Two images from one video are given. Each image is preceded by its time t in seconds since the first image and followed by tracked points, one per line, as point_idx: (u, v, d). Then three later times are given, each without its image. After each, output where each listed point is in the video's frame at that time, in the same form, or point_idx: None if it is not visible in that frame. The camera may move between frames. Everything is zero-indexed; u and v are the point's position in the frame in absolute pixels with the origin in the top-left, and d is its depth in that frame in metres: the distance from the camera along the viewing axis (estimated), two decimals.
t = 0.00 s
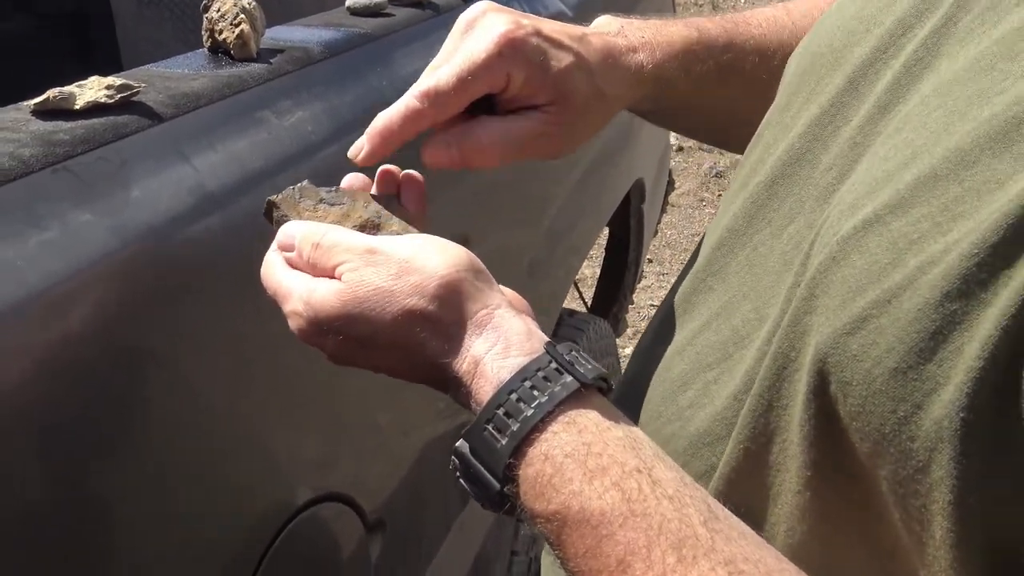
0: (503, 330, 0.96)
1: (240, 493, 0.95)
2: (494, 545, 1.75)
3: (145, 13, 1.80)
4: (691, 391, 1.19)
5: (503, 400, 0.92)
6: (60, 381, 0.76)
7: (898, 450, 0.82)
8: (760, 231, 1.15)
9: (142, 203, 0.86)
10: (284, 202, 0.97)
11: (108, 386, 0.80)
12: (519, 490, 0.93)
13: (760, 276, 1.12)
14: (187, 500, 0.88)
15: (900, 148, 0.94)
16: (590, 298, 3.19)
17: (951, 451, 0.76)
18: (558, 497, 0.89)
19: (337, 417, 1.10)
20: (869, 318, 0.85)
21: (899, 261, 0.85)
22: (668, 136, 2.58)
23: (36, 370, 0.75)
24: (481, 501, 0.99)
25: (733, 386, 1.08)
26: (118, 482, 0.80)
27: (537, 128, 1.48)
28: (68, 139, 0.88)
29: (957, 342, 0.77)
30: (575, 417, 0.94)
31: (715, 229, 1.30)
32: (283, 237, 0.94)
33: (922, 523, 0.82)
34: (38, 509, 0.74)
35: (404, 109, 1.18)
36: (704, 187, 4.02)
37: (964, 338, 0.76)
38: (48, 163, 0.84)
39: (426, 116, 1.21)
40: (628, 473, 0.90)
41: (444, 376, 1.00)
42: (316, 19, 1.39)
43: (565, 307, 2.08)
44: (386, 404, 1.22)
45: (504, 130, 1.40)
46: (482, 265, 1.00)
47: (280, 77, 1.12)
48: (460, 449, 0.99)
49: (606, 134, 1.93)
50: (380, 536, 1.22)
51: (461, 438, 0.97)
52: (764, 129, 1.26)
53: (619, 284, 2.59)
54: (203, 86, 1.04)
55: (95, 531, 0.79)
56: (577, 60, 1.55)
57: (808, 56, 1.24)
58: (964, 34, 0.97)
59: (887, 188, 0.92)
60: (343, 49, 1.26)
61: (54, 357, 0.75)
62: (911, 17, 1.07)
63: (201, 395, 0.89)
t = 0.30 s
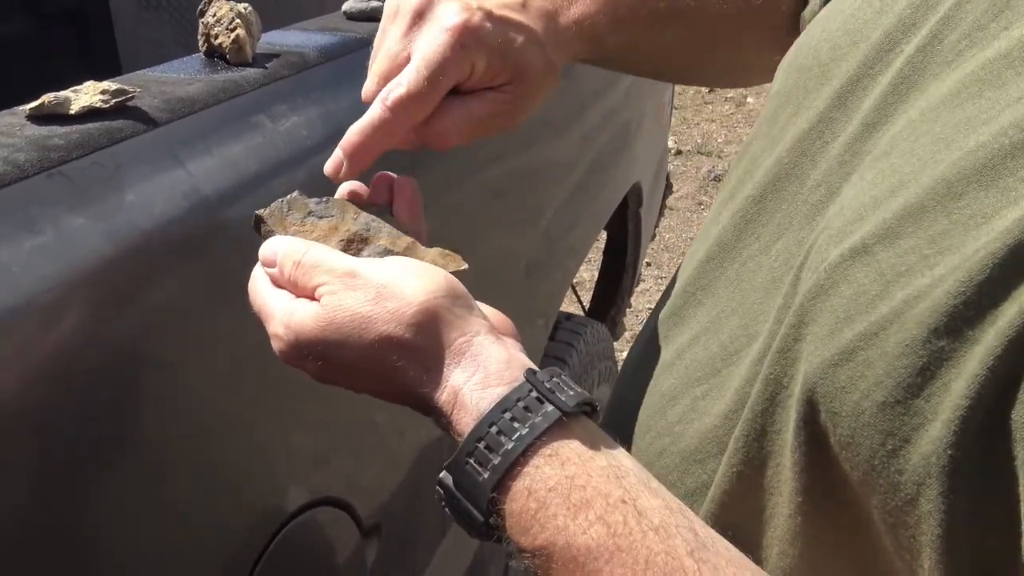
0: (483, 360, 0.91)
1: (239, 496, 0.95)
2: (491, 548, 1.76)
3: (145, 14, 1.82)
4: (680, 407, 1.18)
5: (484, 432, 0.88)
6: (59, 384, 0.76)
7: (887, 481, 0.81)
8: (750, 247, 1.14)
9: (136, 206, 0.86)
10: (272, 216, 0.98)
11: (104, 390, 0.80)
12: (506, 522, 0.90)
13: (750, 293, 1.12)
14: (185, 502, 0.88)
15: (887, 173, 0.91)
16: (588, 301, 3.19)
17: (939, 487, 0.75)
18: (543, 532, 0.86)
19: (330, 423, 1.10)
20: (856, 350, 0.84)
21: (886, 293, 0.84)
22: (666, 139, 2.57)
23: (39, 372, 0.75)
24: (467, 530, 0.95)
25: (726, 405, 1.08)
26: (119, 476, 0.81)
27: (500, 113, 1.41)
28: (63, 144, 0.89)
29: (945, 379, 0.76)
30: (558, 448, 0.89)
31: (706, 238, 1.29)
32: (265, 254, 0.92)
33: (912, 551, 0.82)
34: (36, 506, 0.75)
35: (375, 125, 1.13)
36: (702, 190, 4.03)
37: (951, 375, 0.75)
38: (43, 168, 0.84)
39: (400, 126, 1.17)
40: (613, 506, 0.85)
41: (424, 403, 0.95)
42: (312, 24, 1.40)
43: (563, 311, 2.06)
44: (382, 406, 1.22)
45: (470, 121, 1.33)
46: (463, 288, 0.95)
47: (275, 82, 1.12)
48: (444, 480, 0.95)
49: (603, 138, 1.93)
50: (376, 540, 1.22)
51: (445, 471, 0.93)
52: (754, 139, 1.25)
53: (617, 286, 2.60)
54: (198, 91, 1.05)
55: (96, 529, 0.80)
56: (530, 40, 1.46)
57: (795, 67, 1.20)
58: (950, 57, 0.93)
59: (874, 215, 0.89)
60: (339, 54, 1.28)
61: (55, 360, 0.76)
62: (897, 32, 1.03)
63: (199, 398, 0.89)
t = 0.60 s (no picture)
0: (480, 393, 0.90)
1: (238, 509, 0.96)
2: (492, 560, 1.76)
3: (145, 30, 1.82)
4: (670, 425, 1.18)
5: (484, 465, 0.87)
6: (62, 402, 0.77)
7: (889, 510, 0.81)
8: (737, 266, 1.16)
9: (141, 223, 0.88)
10: (277, 240, 0.98)
11: (107, 403, 0.81)
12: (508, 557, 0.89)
13: (736, 311, 1.12)
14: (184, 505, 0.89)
15: (879, 203, 0.93)
16: (587, 313, 3.20)
17: (938, 516, 0.76)
18: (546, 567, 0.85)
19: (331, 438, 1.10)
20: (854, 381, 0.84)
21: (882, 324, 0.84)
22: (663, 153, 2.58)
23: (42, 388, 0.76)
24: (466, 562, 0.95)
25: (718, 425, 1.09)
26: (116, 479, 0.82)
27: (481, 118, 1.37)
28: (69, 162, 0.90)
29: (943, 411, 0.77)
30: (558, 481, 0.89)
31: (694, 256, 1.30)
32: (267, 277, 0.92)
33: None
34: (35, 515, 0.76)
35: (367, 136, 1.11)
36: (700, 203, 4.04)
37: (949, 408, 0.76)
38: (50, 186, 0.86)
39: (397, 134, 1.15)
40: (615, 538, 0.84)
41: (422, 433, 0.94)
42: (313, 40, 1.41)
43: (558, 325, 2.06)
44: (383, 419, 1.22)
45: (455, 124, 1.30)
46: (463, 319, 0.94)
47: (277, 99, 1.14)
48: (443, 513, 0.94)
49: (600, 152, 1.94)
50: (377, 552, 1.22)
51: (444, 503, 0.93)
52: (740, 156, 1.26)
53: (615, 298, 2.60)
54: (202, 108, 1.06)
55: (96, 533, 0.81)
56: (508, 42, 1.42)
57: (780, 87, 1.23)
58: (936, 84, 0.96)
59: (868, 245, 0.90)
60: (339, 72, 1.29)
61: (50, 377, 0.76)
62: (883, 55, 1.06)
63: (201, 412, 0.90)
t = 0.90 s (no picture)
0: (460, 395, 0.89)
1: (231, 515, 0.95)
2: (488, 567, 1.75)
3: (140, 36, 1.83)
4: (652, 425, 1.17)
5: (465, 467, 0.86)
6: (51, 405, 0.77)
7: (875, 513, 0.81)
8: (719, 263, 1.16)
9: (132, 228, 0.87)
10: (265, 238, 0.99)
11: (98, 408, 0.81)
12: (489, 563, 0.88)
13: (716, 310, 1.12)
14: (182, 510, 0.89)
15: (864, 203, 0.93)
16: (583, 318, 3.20)
17: (925, 519, 0.76)
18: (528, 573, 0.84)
19: (327, 442, 1.10)
20: (840, 383, 0.84)
21: (867, 326, 0.84)
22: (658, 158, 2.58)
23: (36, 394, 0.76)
24: (445, 566, 0.93)
25: (699, 424, 1.08)
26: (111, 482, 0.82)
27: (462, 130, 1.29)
28: (59, 167, 0.90)
29: (929, 414, 0.77)
30: (539, 484, 0.88)
31: (676, 254, 1.30)
32: (252, 274, 0.93)
33: None
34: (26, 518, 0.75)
35: (349, 155, 1.07)
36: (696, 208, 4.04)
37: (936, 411, 0.76)
38: (40, 191, 0.85)
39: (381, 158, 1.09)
40: (597, 543, 0.84)
41: (400, 435, 0.93)
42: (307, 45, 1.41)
43: (558, 328, 2.06)
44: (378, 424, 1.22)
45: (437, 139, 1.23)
46: (445, 321, 0.93)
47: (270, 104, 1.14)
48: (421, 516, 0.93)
49: (595, 157, 1.94)
50: (370, 558, 1.21)
51: (424, 507, 0.91)
52: (722, 153, 1.27)
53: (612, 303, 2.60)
54: (194, 113, 1.06)
55: (89, 536, 0.80)
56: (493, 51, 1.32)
57: (763, 82, 1.23)
58: (920, 83, 0.96)
59: (852, 245, 0.90)
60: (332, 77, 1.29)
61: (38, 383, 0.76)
62: (866, 53, 1.06)
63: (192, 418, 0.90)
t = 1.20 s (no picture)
0: (448, 393, 0.88)
1: (227, 518, 0.94)
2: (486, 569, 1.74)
3: (137, 37, 1.82)
4: (644, 425, 1.17)
5: (451, 466, 0.85)
6: (44, 409, 0.76)
7: (862, 511, 0.81)
8: (708, 262, 1.15)
9: (126, 229, 0.87)
10: (251, 234, 0.96)
11: (94, 411, 0.80)
12: (475, 562, 0.87)
13: (707, 309, 1.11)
14: (180, 512, 0.89)
15: (848, 200, 0.92)
16: (581, 319, 3.19)
17: (912, 517, 0.75)
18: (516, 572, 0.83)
19: (325, 443, 1.09)
20: (826, 381, 0.84)
21: (853, 323, 0.83)
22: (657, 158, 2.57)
23: (29, 402, 0.75)
24: (430, 565, 0.92)
25: (692, 425, 1.07)
26: (109, 484, 0.82)
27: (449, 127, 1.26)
28: (52, 168, 0.89)
29: (916, 412, 0.76)
30: (527, 483, 0.87)
31: (665, 254, 1.30)
32: (238, 270, 0.92)
33: None
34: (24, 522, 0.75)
35: (334, 156, 1.04)
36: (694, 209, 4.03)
37: (921, 409, 0.75)
38: (32, 192, 0.85)
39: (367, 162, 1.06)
40: (584, 541, 0.83)
41: (385, 433, 0.91)
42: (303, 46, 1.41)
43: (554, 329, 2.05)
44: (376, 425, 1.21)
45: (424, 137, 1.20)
46: (432, 318, 0.92)
47: (265, 105, 1.13)
48: (406, 516, 0.92)
49: (592, 157, 1.94)
50: (367, 561, 1.21)
51: (409, 505, 0.90)
52: (711, 153, 1.26)
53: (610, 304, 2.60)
54: (188, 114, 1.05)
55: (86, 539, 0.80)
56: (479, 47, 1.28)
57: (750, 80, 1.22)
58: (906, 78, 0.96)
59: (838, 243, 0.89)
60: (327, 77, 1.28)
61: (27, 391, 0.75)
62: (851, 50, 1.05)
63: (189, 420, 0.89)
